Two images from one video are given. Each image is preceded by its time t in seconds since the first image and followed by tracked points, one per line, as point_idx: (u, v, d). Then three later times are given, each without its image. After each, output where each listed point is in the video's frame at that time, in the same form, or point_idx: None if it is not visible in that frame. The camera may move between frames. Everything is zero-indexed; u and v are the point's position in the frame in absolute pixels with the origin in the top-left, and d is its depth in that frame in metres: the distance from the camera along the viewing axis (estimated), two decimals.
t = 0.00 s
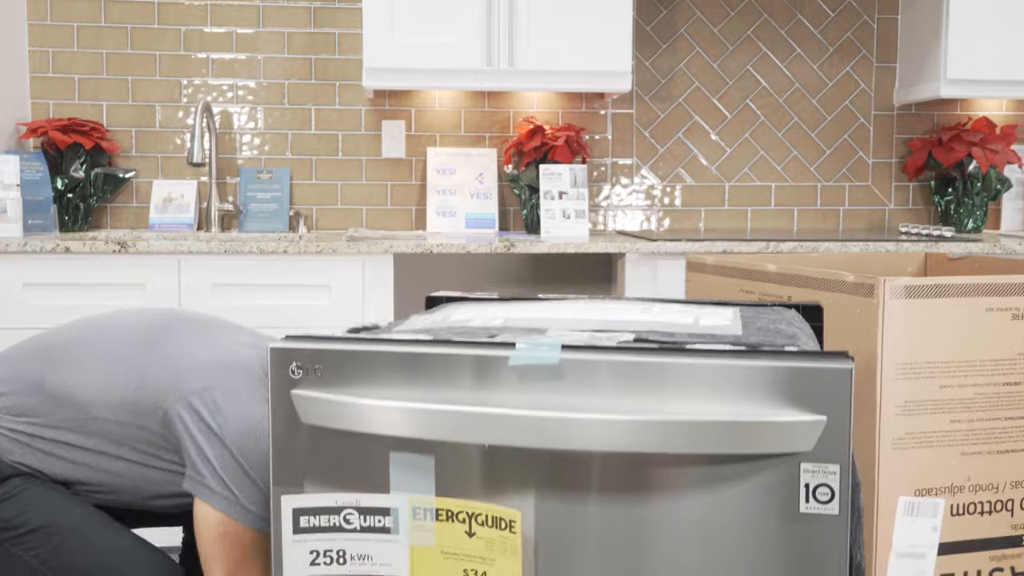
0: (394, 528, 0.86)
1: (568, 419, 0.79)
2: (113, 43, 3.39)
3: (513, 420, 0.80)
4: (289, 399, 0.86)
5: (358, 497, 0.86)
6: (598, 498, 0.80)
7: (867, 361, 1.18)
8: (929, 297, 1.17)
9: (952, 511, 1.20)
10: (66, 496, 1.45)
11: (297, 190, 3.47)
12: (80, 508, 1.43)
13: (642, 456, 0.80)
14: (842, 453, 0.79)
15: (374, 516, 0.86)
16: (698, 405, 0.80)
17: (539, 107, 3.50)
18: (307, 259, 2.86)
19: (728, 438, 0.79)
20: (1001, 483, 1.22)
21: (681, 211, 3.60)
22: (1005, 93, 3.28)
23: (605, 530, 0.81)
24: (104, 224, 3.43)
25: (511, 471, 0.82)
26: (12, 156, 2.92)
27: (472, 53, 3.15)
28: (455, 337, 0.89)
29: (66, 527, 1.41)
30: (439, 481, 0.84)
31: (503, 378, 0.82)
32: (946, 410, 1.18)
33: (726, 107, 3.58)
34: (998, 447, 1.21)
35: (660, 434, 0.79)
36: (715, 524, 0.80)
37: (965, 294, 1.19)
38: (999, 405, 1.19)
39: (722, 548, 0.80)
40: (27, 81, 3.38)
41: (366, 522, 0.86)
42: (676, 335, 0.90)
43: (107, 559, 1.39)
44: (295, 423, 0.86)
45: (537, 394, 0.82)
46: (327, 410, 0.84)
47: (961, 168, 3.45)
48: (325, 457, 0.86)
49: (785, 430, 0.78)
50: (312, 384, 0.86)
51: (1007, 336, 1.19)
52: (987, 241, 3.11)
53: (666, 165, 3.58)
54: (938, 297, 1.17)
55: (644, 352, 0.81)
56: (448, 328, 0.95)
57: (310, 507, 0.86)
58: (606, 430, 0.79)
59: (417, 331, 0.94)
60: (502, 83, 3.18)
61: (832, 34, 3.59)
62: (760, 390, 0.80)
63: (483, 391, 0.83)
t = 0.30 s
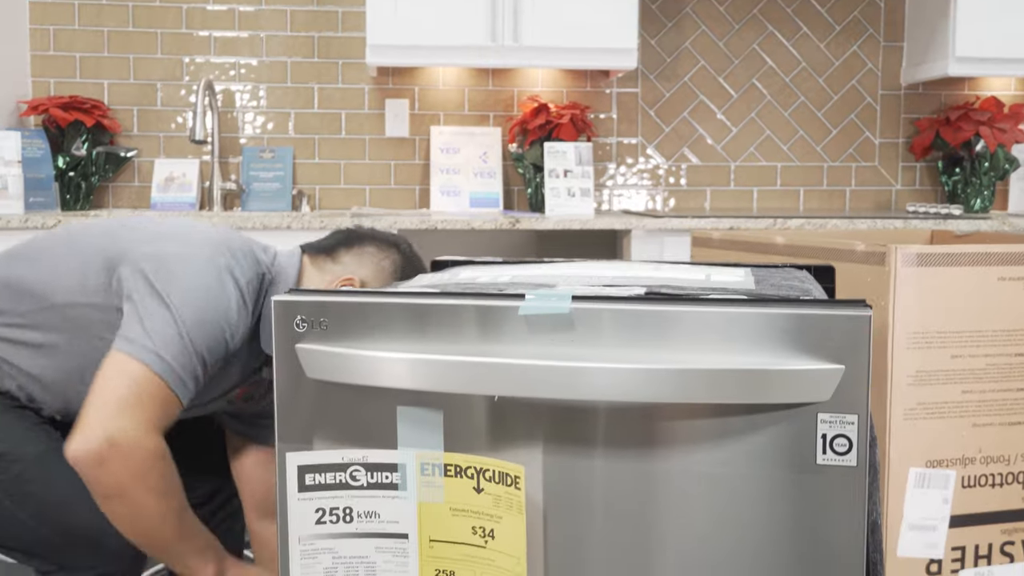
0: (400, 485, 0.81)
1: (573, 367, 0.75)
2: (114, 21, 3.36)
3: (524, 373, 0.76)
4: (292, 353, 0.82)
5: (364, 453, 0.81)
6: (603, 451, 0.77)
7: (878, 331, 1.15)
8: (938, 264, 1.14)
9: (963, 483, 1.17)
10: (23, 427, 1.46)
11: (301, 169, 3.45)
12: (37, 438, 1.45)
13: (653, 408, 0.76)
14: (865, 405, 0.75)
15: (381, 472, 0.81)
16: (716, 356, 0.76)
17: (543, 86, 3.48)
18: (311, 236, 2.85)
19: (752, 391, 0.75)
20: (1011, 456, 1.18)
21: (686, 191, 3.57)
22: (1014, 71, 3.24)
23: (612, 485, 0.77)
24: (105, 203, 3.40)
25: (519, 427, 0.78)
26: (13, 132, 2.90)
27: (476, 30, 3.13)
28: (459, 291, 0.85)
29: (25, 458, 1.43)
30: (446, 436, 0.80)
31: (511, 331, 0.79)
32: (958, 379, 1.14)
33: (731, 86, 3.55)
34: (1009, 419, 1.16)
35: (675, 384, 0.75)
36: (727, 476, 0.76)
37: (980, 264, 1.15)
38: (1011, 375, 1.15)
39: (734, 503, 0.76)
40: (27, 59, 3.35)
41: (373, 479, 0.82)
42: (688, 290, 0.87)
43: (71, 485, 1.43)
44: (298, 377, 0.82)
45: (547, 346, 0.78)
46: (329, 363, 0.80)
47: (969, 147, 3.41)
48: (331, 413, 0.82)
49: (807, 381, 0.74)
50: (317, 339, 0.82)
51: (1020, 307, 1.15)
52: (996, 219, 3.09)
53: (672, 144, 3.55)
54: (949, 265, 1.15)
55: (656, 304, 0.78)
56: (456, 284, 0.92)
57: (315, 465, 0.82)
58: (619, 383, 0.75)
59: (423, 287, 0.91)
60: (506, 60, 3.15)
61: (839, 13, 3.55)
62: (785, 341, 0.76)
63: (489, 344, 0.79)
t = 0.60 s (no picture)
0: (404, 447, 0.82)
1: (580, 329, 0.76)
2: None
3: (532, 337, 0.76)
4: (295, 315, 0.83)
5: (367, 415, 0.82)
6: (604, 414, 0.78)
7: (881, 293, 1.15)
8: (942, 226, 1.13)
9: (963, 444, 1.17)
10: (30, 402, 1.49)
11: (301, 132, 3.42)
12: (43, 413, 1.49)
13: (656, 368, 0.77)
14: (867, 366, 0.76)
15: (385, 435, 0.82)
16: (716, 317, 0.77)
17: (546, 49, 3.45)
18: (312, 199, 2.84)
19: (755, 353, 0.75)
20: (1011, 417, 1.18)
21: (689, 154, 3.55)
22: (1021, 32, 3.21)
23: (617, 445, 0.78)
24: (105, 167, 3.39)
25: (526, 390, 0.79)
26: (11, 95, 2.89)
27: None
28: (461, 253, 0.85)
29: (32, 432, 1.46)
30: (450, 399, 0.81)
31: (516, 292, 0.79)
32: (959, 342, 1.14)
33: (735, 49, 3.52)
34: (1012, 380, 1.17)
35: (680, 345, 0.75)
36: (731, 436, 0.77)
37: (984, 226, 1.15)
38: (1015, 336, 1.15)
39: (736, 463, 0.78)
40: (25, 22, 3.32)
41: (378, 442, 0.83)
42: (691, 250, 0.87)
43: (76, 464, 1.44)
44: (300, 340, 0.83)
45: (553, 308, 0.78)
46: (332, 324, 0.80)
47: (973, 110, 3.38)
48: (334, 375, 0.82)
49: (810, 341, 0.75)
50: (320, 301, 0.82)
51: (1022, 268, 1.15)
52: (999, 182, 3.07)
53: (674, 108, 3.53)
54: (954, 227, 1.14)
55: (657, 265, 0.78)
56: (459, 245, 0.92)
57: (320, 427, 0.83)
58: (622, 343, 0.76)
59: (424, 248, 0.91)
60: (507, 23, 3.12)
61: None
62: (790, 302, 0.76)
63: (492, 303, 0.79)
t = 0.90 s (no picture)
0: (422, 435, 0.86)
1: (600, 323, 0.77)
2: None
3: (548, 329, 0.78)
4: (316, 304, 0.86)
5: (386, 404, 0.85)
6: (618, 408, 0.80)
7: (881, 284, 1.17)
8: (940, 213, 1.20)
9: (963, 432, 1.23)
10: (71, 365, 1.50)
11: (304, 118, 3.43)
12: (85, 380, 1.50)
13: (665, 364, 0.78)
14: (881, 366, 0.77)
15: (402, 422, 0.86)
16: (730, 312, 0.78)
17: (548, 34, 3.45)
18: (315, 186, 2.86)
19: (763, 349, 0.76)
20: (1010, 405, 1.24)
21: (690, 140, 3.56)
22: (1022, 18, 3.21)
23: (632, 437, 0.80)
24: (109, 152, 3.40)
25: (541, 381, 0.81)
26: (15, 80, 2.88)
27: None
28: (480, 244, 0.87)
29: (69, 396, 1.46)
30: (466, 389, 0.83)
31: (534, 285, 0.81)
32: (959, 330, 1.19)
33: (736, 34, 3.52)
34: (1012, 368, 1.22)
35: (692, 341, 0.77)
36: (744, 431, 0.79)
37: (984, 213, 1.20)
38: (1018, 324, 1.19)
39: (749, 456, 0.79)
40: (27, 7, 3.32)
41: (395, 429, 0.86)
42: (707, 245, 0.88)
43: (107, 435, 1.45)
44: (320, 328, 0.86)
45: (571, 301, 0.80)
46: (352, 315, 0.83)
47: (973, 95, 3.39)
48: (352, 364, 0.85)
49: (820, 339, 0.76)
50: (339, 291, 0.85)
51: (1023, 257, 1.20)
52: (999, 168, 3.09)
53: (676, 93, 3.53)
54: (953, 216, 1.20)
55: (671, 260, 0.79)
56: (475, 235, 0.93)
57: (339, 414, 0.86)
58: (638, 338, 0.77)
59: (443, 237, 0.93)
60: (509, 9, 3.13)
61: None
62: (802, 299, 0.77)
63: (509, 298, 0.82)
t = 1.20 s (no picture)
0: (473, 402, 0.83)
1: (636, 315, 0.73)
2: None
3: (587, 312, 0.74)
4: (383, 266, 0.85)
5: (439, 368, 0.84)
6: (648, 398, 0.76)
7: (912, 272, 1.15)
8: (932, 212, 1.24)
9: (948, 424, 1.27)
10: (108, 339, 1.55)
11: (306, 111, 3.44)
12: (121, 356, 1.55)
13: (704, 361, 0.74)
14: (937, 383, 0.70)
15: (454, 387, 0.84)
16: (782, 313, 0.72)
17: (548, 27, 3.47)
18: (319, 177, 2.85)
19: (808, 350, 0.71)
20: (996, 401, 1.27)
21: (690, 132, 3.58)
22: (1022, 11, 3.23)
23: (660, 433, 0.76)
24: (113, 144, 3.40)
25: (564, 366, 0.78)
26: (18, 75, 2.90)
27: None
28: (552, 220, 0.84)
29: (106, 371, 1.51)
30: (521, 360, 0.80)
31: (590, 269, 0.77)
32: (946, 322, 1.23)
33: (736, 27, 3.54)
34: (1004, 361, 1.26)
35: (728, 339, 0.72)
36: (777, 435, 0.73)
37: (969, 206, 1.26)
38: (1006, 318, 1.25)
39: (780, 463, 0.74)
40: None
41: (447, 394, 0.84)
42: (777, 242, 0.83)
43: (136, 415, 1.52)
44: (380, 288, 0.85)
45: (622, 287, 0.76)
46: (410, 277, 0.82)
47: (973, 88, 3.40)
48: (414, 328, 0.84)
49: (863, 349, 0.69)
50: (405, 255, 0.84)
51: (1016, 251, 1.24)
52: (997, 160, 3.10)
53: (676, 86, 3.55)
54: (944, 211, 1.25)
55: (723, 254, 0.74)
56: (546, 213, 0.92)
57: (394, 373, 0.85)
58: (681, 332, 0.72)
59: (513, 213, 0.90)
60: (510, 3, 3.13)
61: None
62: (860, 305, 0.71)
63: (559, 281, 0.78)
